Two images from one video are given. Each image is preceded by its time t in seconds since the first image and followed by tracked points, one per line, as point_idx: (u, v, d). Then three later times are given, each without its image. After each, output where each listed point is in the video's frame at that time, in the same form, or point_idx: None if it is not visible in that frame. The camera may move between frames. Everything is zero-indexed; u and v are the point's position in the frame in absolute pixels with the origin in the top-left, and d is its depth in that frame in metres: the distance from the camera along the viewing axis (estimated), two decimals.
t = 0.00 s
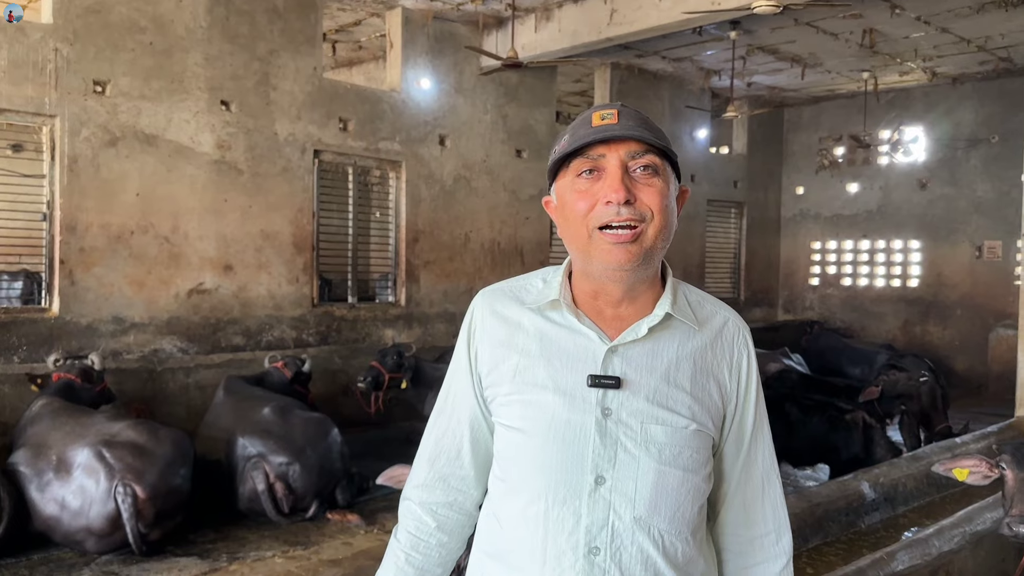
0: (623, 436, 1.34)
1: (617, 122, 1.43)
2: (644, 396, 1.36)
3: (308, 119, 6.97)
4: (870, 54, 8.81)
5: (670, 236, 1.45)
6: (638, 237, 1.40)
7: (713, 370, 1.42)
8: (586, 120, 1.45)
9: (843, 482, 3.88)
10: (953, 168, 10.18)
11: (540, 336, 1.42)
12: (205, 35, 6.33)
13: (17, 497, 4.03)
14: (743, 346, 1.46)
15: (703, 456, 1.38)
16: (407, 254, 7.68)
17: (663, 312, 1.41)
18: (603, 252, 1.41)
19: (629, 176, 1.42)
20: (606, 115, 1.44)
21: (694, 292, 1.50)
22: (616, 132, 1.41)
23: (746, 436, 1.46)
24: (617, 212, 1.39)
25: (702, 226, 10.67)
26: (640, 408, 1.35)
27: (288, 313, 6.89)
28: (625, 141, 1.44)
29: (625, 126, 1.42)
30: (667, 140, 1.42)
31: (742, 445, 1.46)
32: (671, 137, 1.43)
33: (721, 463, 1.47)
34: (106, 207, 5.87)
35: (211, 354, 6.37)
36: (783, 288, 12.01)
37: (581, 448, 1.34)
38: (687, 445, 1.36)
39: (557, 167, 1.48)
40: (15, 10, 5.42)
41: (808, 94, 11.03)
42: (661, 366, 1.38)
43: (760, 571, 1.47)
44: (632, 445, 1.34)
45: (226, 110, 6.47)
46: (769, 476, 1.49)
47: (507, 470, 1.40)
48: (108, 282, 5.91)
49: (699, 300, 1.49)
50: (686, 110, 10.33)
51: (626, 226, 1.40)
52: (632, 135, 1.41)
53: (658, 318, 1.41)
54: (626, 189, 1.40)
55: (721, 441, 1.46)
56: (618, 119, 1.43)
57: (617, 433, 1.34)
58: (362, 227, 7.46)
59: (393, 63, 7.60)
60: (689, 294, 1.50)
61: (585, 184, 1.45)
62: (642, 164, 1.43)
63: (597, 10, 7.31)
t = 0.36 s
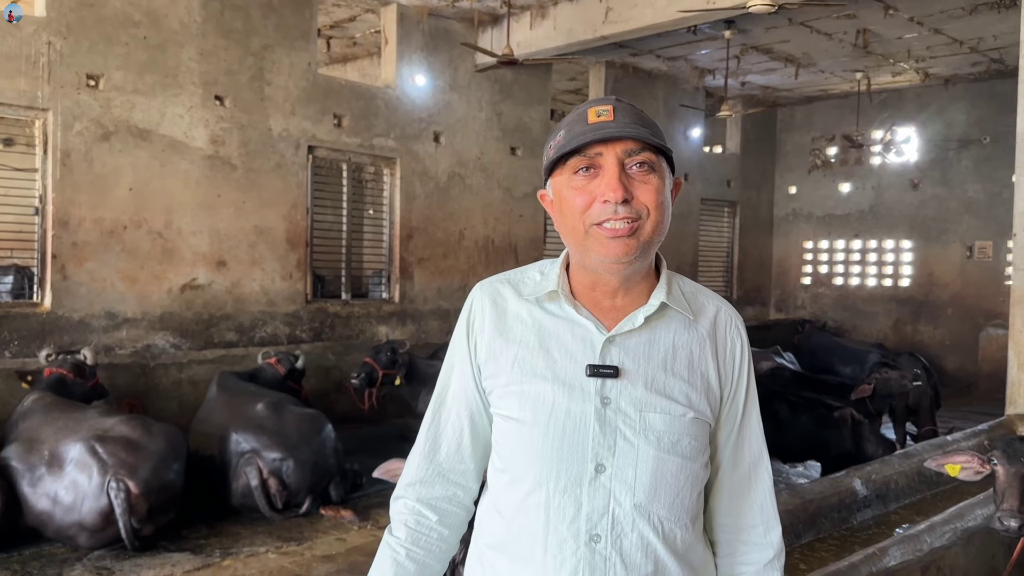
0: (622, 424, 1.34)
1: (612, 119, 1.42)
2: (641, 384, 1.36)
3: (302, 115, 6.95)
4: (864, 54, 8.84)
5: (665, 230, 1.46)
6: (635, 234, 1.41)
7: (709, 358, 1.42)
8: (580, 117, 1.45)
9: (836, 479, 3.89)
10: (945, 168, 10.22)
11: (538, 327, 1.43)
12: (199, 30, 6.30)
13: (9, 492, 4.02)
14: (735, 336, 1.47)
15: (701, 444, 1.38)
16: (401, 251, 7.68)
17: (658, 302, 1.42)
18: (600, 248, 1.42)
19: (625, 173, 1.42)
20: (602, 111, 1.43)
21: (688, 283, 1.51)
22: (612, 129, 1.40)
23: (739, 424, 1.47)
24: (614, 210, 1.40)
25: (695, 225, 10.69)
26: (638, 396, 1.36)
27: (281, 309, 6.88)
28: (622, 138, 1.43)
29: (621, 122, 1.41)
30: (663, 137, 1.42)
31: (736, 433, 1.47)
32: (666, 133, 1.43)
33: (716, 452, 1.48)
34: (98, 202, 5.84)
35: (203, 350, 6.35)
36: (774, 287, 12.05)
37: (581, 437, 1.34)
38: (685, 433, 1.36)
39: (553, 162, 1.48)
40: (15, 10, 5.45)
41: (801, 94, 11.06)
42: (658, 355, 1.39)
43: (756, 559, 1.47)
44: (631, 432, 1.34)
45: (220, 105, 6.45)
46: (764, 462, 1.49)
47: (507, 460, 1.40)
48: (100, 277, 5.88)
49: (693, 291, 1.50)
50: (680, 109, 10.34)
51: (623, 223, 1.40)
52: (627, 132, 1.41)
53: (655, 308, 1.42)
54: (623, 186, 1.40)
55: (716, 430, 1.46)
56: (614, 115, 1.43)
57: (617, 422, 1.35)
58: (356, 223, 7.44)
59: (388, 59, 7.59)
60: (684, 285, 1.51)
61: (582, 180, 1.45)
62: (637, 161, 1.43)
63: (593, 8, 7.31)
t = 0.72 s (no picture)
0: (615, 415, 1.35)
1: (599, 112, 1.44)
2: (634, 375, 1.37)
3: (297, 112, 6.95)
4: (858, 54, 8.87)
5: (655, 221, 1.46)
6: (625, 223, 1.41)
7: (700, 349, 1.43)
8: (570, 110, 1.46)
9: (829, 477, 3.92)
10: (938, 168, 10.27)
11: (532, 322, 1.44)
12: (193, 26, 6.29)
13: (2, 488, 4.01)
14: (728, 327, 1.47)
15: (693, 434, 1.39)
16: (396, 249, 7.68)
17: (650, 294, 1.43)
18: (590, 238, 1.42)
19: (613, 165, 1.43)
20: (589, 105, 1.44)
21: (680, 277, 1.52)
22: (599, 121, 1.42)
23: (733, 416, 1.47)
24: (602, 200, 1.40)
25: (689, 224, 10.71)
26: (631, 387, 1.36)
27: (275, 306, 6.87)
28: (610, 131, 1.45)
29: (608, 115, 1.43)
30: (651, 128, 1.43)
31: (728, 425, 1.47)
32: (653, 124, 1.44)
33: (710, 445, 1.48)
34: (92, 198, 5.83)
35: (197, 347, 6.34)
36: (768, 286, 12.08)
37: (574, 428, 1.35)
38: (678, 423, 1.37)
39: (543, 157, 1.49)
40: (15, 10, 5.46)
41: (795, 93, 11.09)
42: (650, 346, 1.40)
43: (750, 548, 1.48)
44: (623, 423, 1.35)
45: (214, 102, 6.44)
46: (756, 453, 1.50)
47: (503, 452, 1.41)
48: (94, 273, 5.87)
49: (685, 284, 1.50)
50: (674, 108, 10.36)
51: (612, 213, 1.41)
52: (615, 123, 1.42)
53: (646, 299, 1.42)
54: (610, 176, 1.41)
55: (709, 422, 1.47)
56: (601, 108, 1.44)
57: (609, 413, 1.36)
58: (350, 221, 7.43)
59: (382, 57, 7.58)
60: (677, 278, 1.51)
61: (570, 174, 1.46)
62: (625, 153, 1.44)
63: (588, 6, 7.32)
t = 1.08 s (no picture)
0: (610, 412, 1.36)
1: (578, 122, 1.43)
2: (628, 372, 1.38)
3: (292, 108, 6.94)
4: (853, 51, 8.88)
5: (643, 222, 1.46)
6: (611, 231, 1.42)
7: (695, 346, 1.43)
8: (550, 122, 1.45)
9: (823, 473, 3.94)
10: (933, 165, 10.29)
11: (529, 320, 1.45)
12: (189, 22, 6.28)
13: None
14: (724, 322, 1.47)
15: (688, 430, 1.40)
16: (391, 245, 7.68)
17: (643, 293, 1.43)
18: (577, 248, 1.44)
19: (595, 174, 1.43)
20: (569, 115, 1.44)
21: (675, 274, 1.52)
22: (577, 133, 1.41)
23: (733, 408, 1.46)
24: (586, 212, 1.41)
25: (685, 221, 10.72)
26: (625, 384, 1.37)
27: (271, 303, 6.88)
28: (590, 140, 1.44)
29: (587, 125, 1.42)
30: (630, 133, 1.42)
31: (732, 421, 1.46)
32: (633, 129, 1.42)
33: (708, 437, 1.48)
34: (87, 194, 5.83)
35: (192, 343, 6.34)
36: (763, 283, 12.11)
37: (571, 424, 1.36)
38: (673, 419, 1.38)
39: (529, 169, 1.50)
40: (15, 10, 5.43)
41: (790, 90, 11.10)
42: (644, 344, 1.40)
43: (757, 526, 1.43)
44: (618, 419, 1.36)
45: (210, 98, 6.43)
46: (776, 440, 1.47)
47: (501, 449, 1.42)
48: (89, 270, 5.86)
49: (680, 281, 1.51)
50: (670, 105, 10.36)
51: (597, 223, 1.42)
52: (593, 135, 1.40)
53: (639, 298, 1.43)
54: (592, 188, 1.42)
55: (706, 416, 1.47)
56: (581, 118, 1.43)
57: (604, 409, 1.37)
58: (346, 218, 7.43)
59: (378, 53, 7.58)
60: (672, 275, 1.52)
61: (555, 185, 1.46)
62: (608, 161, 1.43)
63: (584, 3, 7.31)
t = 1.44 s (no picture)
0: (611, 406, 1.36)
1: (584, 108, 1.44)
2: (629, 366, 1.38)
3: (288, 104, 6.92)
4: (849, 46, 8.88)
5: (646, 211, 1.47)
6: (615, 213, 1.42)
7: (695, 341, 1.44)
8: (555, 110, 1.47)
9: (819, 468, 3.95)
10: (929, 161, 10.30)
11: (530, 315, 1.45)
12: (184, 17, 6.26)
13: None
14: (723, 317, 1.47)
15: (689, 424, 1.39)
16: (388, 241, 7.68)
17: (643, 287, 1.43)
18: (582, 232, 1.43)
19: (600, 157, 1.43)
20: (573, 103, 1.45)
21: (675, 270, 1.52)
22: (583, 117, 1.43)
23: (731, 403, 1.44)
24: (591, 190, 1.41)
25: (681, 216, 10.72)
26: (626, 377, 1.37)
27: (267, 299, 6.87)
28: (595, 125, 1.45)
29: (592, 110, 1.44)
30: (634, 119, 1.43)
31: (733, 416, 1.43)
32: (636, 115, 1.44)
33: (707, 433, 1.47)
34: (83, 190, 5.81)
35: (189, 340, 6.33)
36: (760, 278, 12.13)
37: (572, 418, 1.36)
38: (673, 412, 1.37)
39: (534, 155, 1.50)
40: (15, 11, 5.45)
41: (786, 85, 11.11)
42: (645, 338, 1.40)
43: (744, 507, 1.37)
44: (618, 413, 1.36)
45: (205, 94, 6.41)
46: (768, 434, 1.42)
47: (501, 442, 1.42)
48: (85, 266, 5.85)
49: (680, 277, 1.50)
50: (666, 100, 10.37)
51: (601, 204, 1.42)
52: (598, 117, 1.43)
53: (639, 292, 1.43)
54: (598, 168, 1.42)
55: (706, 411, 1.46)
56: (585, 105, 1.45)
57: (605, 403, 1.37)
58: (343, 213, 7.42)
59: (374, 49, 7.56)
60: (672, 271, 1.51)
61: (559, 169, 1.46)
62: (611, 145, 1.44)
63: None
